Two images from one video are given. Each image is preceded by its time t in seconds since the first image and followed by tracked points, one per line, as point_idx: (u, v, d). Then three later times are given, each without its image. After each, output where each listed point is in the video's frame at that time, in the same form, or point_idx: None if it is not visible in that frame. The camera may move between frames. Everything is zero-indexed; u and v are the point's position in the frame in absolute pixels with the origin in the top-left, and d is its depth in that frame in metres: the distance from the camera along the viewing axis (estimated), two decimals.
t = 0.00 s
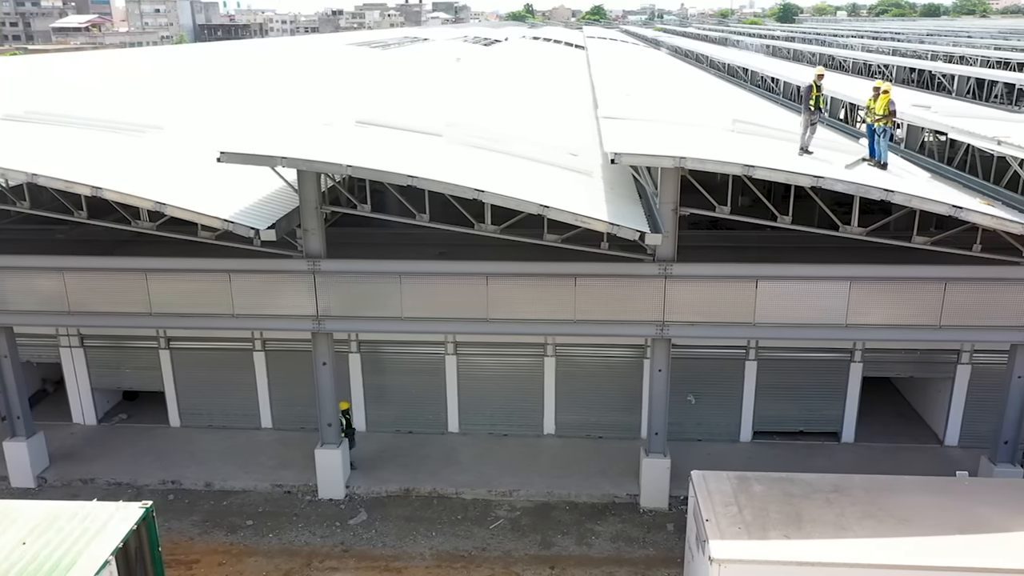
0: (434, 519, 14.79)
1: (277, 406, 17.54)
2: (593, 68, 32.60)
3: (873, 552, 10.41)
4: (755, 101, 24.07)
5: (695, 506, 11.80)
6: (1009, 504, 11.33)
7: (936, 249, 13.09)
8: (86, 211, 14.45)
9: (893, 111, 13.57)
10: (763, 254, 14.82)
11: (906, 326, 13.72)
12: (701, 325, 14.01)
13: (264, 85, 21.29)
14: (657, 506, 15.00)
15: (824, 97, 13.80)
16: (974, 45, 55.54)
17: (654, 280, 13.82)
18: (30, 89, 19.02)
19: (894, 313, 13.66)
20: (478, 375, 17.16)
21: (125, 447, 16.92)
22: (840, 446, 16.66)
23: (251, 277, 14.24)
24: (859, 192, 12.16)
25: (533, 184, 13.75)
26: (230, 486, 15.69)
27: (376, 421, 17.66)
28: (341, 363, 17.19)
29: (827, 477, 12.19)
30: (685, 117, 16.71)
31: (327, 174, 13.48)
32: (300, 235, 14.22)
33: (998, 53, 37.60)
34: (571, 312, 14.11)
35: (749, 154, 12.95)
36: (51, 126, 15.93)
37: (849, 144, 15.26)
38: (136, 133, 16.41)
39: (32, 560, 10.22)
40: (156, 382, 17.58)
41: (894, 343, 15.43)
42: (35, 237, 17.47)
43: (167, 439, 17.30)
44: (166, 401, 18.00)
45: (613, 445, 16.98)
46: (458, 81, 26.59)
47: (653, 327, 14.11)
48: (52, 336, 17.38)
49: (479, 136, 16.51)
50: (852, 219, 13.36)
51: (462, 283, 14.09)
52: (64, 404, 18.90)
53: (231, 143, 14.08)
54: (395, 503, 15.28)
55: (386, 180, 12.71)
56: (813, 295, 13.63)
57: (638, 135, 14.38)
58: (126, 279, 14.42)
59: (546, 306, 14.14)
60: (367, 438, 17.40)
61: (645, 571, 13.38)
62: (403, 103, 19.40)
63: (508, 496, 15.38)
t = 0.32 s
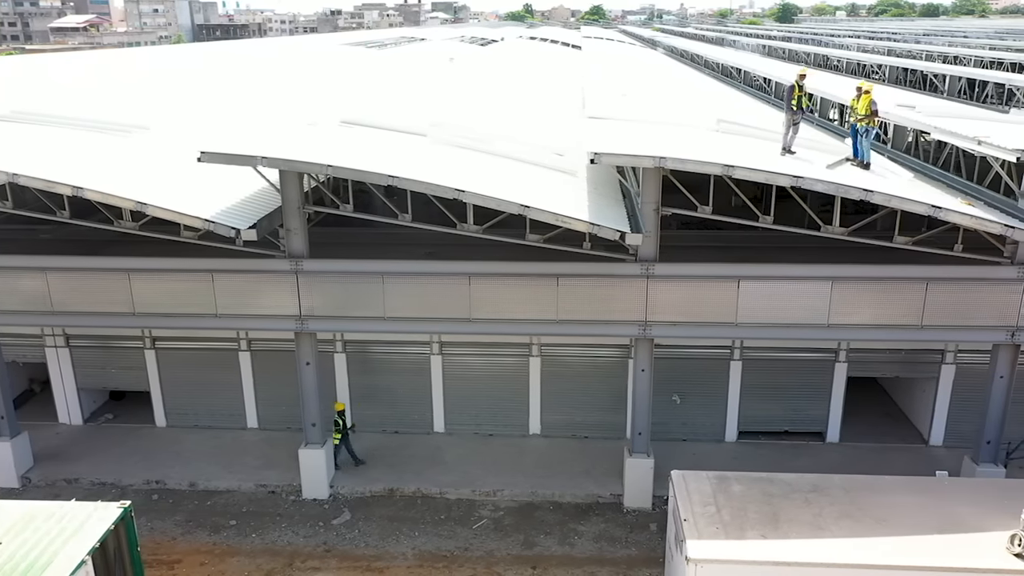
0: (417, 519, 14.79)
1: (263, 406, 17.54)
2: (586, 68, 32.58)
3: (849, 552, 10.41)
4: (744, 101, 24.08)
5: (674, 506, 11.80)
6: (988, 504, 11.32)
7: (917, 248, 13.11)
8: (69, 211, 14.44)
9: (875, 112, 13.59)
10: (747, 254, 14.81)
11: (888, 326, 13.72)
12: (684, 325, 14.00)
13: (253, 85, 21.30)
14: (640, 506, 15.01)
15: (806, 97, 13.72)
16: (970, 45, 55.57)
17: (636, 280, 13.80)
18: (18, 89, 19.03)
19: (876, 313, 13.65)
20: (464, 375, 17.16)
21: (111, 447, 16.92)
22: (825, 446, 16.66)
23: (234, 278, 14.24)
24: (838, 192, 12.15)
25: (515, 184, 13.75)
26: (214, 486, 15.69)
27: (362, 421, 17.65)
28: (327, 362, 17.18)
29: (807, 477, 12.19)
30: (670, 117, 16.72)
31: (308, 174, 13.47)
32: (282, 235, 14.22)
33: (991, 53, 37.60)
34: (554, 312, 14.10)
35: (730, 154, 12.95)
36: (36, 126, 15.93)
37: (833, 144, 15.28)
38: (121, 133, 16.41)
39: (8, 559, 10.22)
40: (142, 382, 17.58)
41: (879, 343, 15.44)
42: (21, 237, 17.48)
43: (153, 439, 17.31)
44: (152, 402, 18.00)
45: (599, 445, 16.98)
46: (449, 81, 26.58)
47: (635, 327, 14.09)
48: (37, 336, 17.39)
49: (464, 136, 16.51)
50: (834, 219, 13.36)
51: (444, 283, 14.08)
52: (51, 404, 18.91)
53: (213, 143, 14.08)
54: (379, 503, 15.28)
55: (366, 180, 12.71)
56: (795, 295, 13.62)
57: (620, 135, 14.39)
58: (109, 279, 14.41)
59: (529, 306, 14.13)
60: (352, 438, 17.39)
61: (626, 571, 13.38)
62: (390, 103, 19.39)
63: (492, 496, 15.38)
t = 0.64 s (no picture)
0: (399, 519, 14.80)
1: (248, 406, 17.55)
2: (577, 68, 32.58)
3: (824, 552, 10.42)
4: (732, 101, 24.09)
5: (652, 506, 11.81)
6: (964, 504, 11.33)
7: (897, 249, 13.12)
8: (50, 211, 14.44)
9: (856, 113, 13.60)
10: (729, 254, 14.81)
11: (870, 326, 13.72)
12: (665, 325, 14.00)
13: (241, 85, 21.32)
14: (622, 506, 15.01)
15: (787, 97, 13.64)
16: (965, 45, 55.59)
17: (617, 280, 13.80)
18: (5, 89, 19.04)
19: (857, 313, 13.66)
20: (448, 375, 17.17)
21: (95, 447, 16.92)
22: (809, 446, 16.67)
23: (215, 278, 14.24)
24: (817, 193, 12.14)
25: (496, 184, 13.75)
26: (197, 487, 15.69)
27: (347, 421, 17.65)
28: (312, 363, 17.19)
29: (785, 478, 12.20)
30: (654, 117, 16.74)
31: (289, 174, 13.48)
32: (264, 235, 14.23)
33: (984, 53, 37.64)
34: (535, 312, 14.10)
35: (709, 155, 12.96)
36: (19, 126, 15.94)
37: (815, 145, 15.29)
38: (105, 133, 16.42)
39: None
40: (126, 383, 17.59)
41: (861, 343, 15.46)
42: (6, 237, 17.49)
43: (138, 439, 17.31)
44: (137, 402, 18.01)
45: (583, 445, 16.99)
46: (439, 82, 26.60)
47: (617, 328, 14.09)
48: (22, 336, 17.41)
49: (448, 137, 16.52)
50: (814, 219, 13.37)
51: (426, 283, 14.08)
52: (37, 404, 18.92)
53: (194, 143, 14.09)
54: (362, 503, 15.28)
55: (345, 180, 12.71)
56: (775, 295, 13.64)
57: (602, 136, 14.41)
58: (91, 280, 14.42)
59: (510, 306, 14.14)
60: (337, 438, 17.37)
61: (607, 571, 13.38)
62: (376, 103, 19.40)
63: (475, 496, 15.38)
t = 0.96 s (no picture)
0: (382, 520, 14.81)
1: (233, 406, 17.56)
2: (569, 68, 32.57)
3: (798, 552, 10.43)
4: (721, 102, 24.11)
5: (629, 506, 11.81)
6: (940, 504, 11.34)
7: (876, 249, 13.15)
8: (32, 211, 14.45)
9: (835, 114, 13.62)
10: (711, 254, 14.82)
11: (850, 326, 13.74)
12: (646, 325, 14.02)
13: (229, 85, 21.34)
14: (604, 506, 15.02)
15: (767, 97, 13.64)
16: (960, 45, 55.64)
17: (597, 281, 13.81)
18: None
19: (836, 313, 13.68)
20: (433, 376, 17.18)
21: (79, 448, 16.92)
22: (792, 446, 16.69)
23: (196, 278, 14.24)
24: (793, 193, 12.16)
25: (476, 184, 13.77)
26: (180, 486, 15.70)
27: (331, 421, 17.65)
28: (297, 363, 17.20)
29: (762, 477, 12.22)
30: (638, 117, 16.77)
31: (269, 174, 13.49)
32: (245, 235, 14.24)
33: (977, 53, 37.68)
34: (516, 313, 14.12)
35: (688, 155, 12.98)
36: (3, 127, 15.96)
37: (797, 145, 15.31)
38: (88, 133, 16.43)
39: None
40: (111, 383, 17.60)
41: (844, 343, 15.47)
42: None
43: (122, 439, 17.32)
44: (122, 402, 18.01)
45: (567, 445, 17.00)
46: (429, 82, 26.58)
47: (598, 328, 14.10)
48: (7, 336, 17.42)
49: (431, 137, 16.54)
50: (794, 219, 13.39)
51: (407, 283, 14.09)
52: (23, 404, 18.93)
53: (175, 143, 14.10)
54: (344, 503, 15.29)
55: (324, 181, 12.72)
56: (755, 296, 13.66)
57: (583, 138, 14.44)
58: (72, 280, 14.43)
59: (491, 307, 14.15)
60: (321, 438, 17.36)
61: (587, 571, 13.40)
62: (363, 103, 19.42)
63: (458, 496, 15.40)
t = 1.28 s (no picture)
0: (363, 519, 14.83)
1: (217, 406, 17.59)
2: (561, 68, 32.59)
3: (771, 551, 10.46)
4: (709, 102, 24.16)
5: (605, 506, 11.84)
6: (915, 504, 11.37)
7: (854, 249, 13.18)
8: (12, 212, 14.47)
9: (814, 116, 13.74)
10: (692, 254, 14.84)
11: (828, 326, 13.78)
12: (625, 325, 14.05)
13: (216, 85, 21.38)
14: (585, 506, 15.04)
15: (746, 99, 13.57)
16: (955, 45, 55.69)
17: (577, 281, 13.84)
18: None
19: (815, 313, 13.70)
20: (416, 376, 17.21)
21: (63, 448, 16.94)
22: (775, 446, 16.73)
23: (177, 278, 14.27)
24: (769, 193, 12.19)
25: (456, 184, 13.80)
26: (163, 486, 15.73)
27: (316, 421, 17.66)
28: (281, 363, 17.23)
29: (739, 477, 12.25)
30: (620, 118, 16.82)
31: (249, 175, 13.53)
32: (226, 235, 14.25)
33: (970, 54, 37.72)
34: (496, 313, 14.15)
35: (666, 156, 13.02)
36: None
37: (777, 145, 15.35)
38: (72, 134, 16.46)
39: None
40: (95, 383, 17.64)
41: (825, 343, 15.50)
42: None
43: (106, 439, 17.34)
44: (106, 402, 18.03)
45: (550, 445, 17.03)
46: (418, 82, 26.60)
47: (578, 328, 14.14)
48: None
49: (414, 137, 16.57)
50: (772, 219, 13.42)
51: (387, 284, 14.14)
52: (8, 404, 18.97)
53: (155, 144, 14.13)
54: (326, 503, 15.31)
55: (303, 181, 12.76)
56: (734, 296, 13.69)
57: (563, 138, 14.47)
58: (53, 280, 14.46)
59: (471, 307, 14.18)
60: (305, 438, 17.38)
61: (566, 570, 13.43)
62: (348, 104, 19.47)
63: (439, 495, 15.42)
